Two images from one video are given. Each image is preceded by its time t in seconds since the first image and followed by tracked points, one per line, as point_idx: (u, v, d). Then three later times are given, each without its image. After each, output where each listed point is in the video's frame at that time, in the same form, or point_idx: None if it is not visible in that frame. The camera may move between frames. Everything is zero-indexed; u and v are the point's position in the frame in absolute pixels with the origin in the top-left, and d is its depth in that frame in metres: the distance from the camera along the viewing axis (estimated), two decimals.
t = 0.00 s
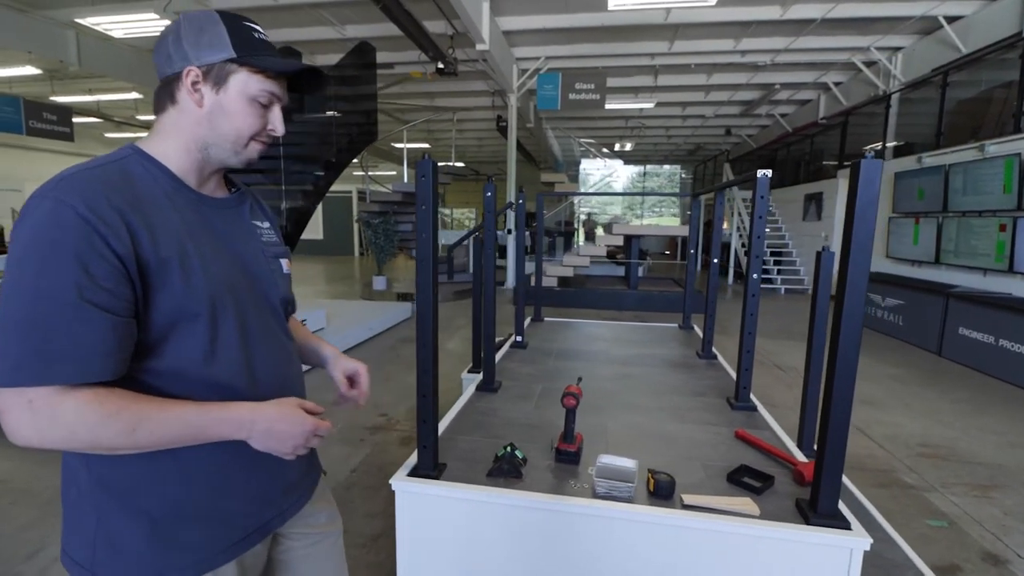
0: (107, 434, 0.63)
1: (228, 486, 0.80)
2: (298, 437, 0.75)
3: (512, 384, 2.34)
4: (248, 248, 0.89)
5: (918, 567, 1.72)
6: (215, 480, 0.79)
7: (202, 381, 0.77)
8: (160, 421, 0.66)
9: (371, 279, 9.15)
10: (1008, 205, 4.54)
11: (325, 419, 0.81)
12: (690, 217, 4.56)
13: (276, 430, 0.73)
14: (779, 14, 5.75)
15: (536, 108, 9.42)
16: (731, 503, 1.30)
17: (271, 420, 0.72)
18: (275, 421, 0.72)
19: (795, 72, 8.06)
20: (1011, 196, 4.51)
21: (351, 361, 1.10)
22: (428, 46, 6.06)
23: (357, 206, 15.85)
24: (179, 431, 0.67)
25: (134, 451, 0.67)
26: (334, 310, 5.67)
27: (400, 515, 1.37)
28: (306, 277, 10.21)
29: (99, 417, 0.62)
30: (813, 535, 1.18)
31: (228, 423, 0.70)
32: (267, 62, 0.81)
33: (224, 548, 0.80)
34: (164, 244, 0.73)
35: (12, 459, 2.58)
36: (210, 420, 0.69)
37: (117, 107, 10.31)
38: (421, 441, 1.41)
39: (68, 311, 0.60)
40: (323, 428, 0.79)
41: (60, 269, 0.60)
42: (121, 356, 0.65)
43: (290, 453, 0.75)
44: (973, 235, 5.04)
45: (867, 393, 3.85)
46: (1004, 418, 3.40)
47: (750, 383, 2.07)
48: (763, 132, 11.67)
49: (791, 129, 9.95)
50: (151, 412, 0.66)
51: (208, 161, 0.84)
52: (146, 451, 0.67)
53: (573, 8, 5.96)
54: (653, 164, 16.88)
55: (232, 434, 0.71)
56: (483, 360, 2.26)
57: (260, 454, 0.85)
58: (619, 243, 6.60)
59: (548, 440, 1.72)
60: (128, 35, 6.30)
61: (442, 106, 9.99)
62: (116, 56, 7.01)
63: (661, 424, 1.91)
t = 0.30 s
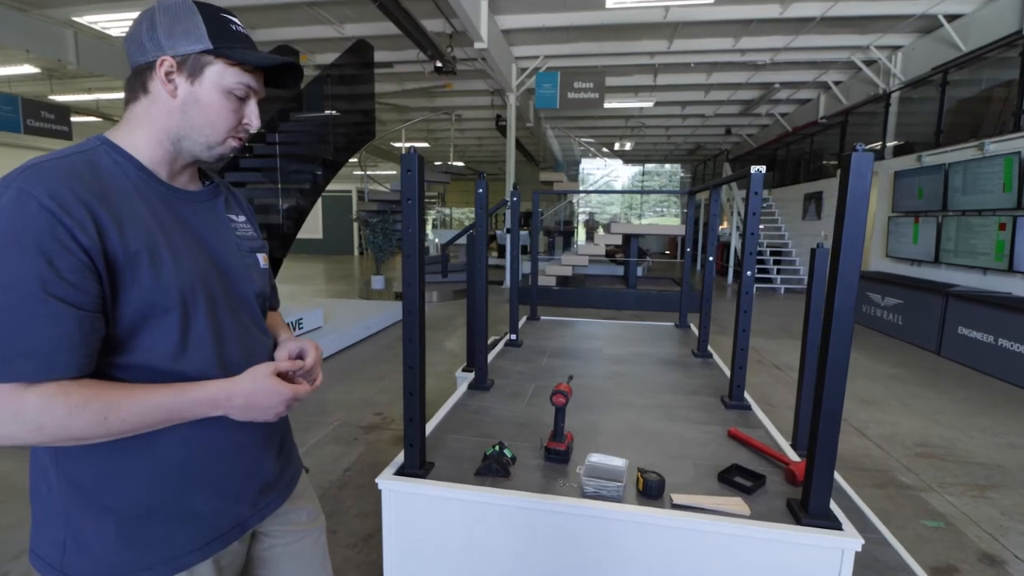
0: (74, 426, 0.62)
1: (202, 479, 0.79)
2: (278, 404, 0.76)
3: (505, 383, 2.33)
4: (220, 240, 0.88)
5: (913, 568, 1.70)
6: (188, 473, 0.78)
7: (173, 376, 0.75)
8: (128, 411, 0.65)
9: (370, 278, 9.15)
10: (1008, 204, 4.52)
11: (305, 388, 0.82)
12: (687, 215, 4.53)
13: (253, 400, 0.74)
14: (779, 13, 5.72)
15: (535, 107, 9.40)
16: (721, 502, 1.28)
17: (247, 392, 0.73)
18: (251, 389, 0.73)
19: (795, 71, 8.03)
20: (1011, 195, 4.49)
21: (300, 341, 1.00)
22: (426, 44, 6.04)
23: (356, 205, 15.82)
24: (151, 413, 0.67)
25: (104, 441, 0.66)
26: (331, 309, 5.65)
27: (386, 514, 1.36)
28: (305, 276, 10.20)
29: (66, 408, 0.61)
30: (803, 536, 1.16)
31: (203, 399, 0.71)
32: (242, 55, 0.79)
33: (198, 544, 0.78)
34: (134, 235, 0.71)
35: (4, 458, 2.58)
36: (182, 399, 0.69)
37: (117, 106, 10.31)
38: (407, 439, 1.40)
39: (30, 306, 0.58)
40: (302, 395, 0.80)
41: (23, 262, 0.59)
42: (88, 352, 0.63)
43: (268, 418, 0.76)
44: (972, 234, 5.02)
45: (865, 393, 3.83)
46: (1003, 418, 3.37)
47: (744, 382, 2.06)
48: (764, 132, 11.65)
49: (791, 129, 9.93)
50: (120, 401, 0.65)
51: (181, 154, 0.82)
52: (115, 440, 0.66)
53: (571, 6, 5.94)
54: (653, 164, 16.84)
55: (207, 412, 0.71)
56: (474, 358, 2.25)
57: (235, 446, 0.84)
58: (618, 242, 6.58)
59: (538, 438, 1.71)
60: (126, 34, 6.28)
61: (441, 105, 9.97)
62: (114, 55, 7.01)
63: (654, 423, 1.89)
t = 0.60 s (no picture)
0: (64, 424, 0.62)
1: (196, 476, 0.79)
2: (270, 399, 0.76)
3: (507, 383, 2.32)
4: (214, 238, 0.88)
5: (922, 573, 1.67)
6: (182, 470, 0.78)
7: (166, 375, 0.76)
8: (116, 408, 0.65)
9: (376, 278, 9.19)
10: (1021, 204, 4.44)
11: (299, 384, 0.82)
12: (693, 215, 4.50)
13: (244, 395, 0.74)
14: (787, 11, 5.68)
15: (541, 107, 9.38)
16: (722, 506, 1.26)
17: (238, 388, 0.73)
18: (242, 384, 0.74)
19: (805, 70, 7.95)
20: None
21: (294, 335, 1.00)
22: (433, 45, 6.05)
23: (364, 206, 15.89)
24: (141, 409, 0.67)
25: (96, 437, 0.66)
26: (337, 309, 5.67)
27: (385, 514, 1.36)
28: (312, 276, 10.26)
29: (56, 405, 0.61)
30: (807, 540, 1.14)
31: (193, 395, 0.71)
32: (235, 55, 0.80)
33: (192, 542, 0.78)
34: (126, 234, 0.72)
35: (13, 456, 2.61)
36: (172, 395, 0.69)
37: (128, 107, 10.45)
38: (407, 439, 1.39)
39: (19, 305, 0.59)
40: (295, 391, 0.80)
41: (12, 262, 0.59)
42: (79, 351, 0.64)
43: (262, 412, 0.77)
44: (984, 234, 4.94)
45: (874, 395, 3.78)
46: (1016, 421, 3.32)
47: (748, 383, 2.04)
48: (772, 131, 11.55)
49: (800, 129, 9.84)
50: (111, 398, 0.65)
51: (174, 154, 0.83)
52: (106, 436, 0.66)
53: (577, 6, 5.92)
54: (661, 164, 16.77)
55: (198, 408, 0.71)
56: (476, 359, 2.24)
57: (230, 444, 0.83)
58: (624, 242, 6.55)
59: (539, 439, 1.70)
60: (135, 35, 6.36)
61: (448, 105, 9.98)
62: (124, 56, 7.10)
63: (657, 424, 1.88)
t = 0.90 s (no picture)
0: (84, 420, 0.64)
1: (209, 470, 0.81)
2: (279, 405, 0.78)
3: (520, 384, 2.32)
4: (228, 239, 0.90)
5: None
6: (194, 464, 0.79)
7: (181, 373, 0.77)
8: (133, 406, 0.67)
9: (394, 277, 9.29)
10: None
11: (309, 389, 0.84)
12: (711, 215, 4.43)
13: (254, 401, 0.76)
14: (809, 8, 5.57)
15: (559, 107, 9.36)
16: (736, 511, 1.24)
17: (248, 391, 0.75)
18: (253, 390, 0.75)
19: (828, 67, 7.77)
20: None
21: (304, 341, 1.02)
22: (450, 46, 6.08)
23: (382, 206, 16.07)
24: (158, 407, 0.70)
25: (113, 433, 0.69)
26: (355, 308, 5.74)
27: (398, 512, 1.37)
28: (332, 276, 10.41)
29: (75, 403, 0.63)
30: (822, 547, 1.12)
31: (206, 398, 0.73)
32: (268, 72, 0.83)
33: (203, 534, 0.80)
34: (144, 237, 0.73)
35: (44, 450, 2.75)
36: (187, 397, 0.71)
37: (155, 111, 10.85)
38: (419, 439, 1.40)
39: (44, 306, 0.61)
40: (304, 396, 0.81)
41: (37, 263, 0.61)
42: (99, 351, 0.66)
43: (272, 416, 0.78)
44: (1017, 236, 4.77)
45: (898, 400, 3.68)
46: None
47: (766, 387, 2.00)
48: (795, 130, 11.32)
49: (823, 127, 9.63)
50: (128, 396, 0.67)
51: (196, 159, 0.85)
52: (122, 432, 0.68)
53: (594, 5, 5.89)
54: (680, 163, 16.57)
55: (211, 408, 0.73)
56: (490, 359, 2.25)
57: (241, 438, 0.86)
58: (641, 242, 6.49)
59: (552, 440, 1.69)
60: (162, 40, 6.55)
61: (465, 107, 10.04)
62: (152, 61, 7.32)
63: (671, 427, 1.86)
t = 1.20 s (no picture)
0: (134, 408, 0.68)
1: (237, 453, 0.85)
2: (308, 388, 0.82)
3: (531, 384, 2.32)
4: (251, 234, 0.94)
5: None
6: (223, 448, 0.83)
7: (214, 361, 0.81)
8: (177, 394, 0.71)
9: (407, 277, 9.35)
10: None
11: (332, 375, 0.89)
12: (724, 217, 4.38)
13: (287, 385, 0.80)
14: (825, 7, 5.49)
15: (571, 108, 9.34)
16: (749, 514, 1.23)
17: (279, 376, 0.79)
18: (288, 374, 0.80)
19: (846, 66, 7.65)
20: None
21: (321, 334, 1.04)
22: (463, 47, 6.10)
23: (395, 207, 16.19)
24: (199, 394, 0.73)
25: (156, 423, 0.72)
26: (367, 309, 5.78)
27: (409, 510, 1.38)
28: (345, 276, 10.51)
29: (129, 390, 0.67)
30: (836, 552, 1.10)
31: (243, 382, 0.76)
32: (285, 81, 0.83)
33: (230, 513, 0.84)
34: (184, 232, 0.77)
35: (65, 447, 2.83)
36: (228, 382, 0.75)
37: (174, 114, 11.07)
38: (430, 438, 1.41)
39: (100, 299, 0.65)
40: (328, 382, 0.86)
41: (94, 260, 0.65)
42: (146, 340, 0.70)
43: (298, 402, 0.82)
44: None
45: (916, 404, 3.61)
46: None
47: (780, 390, 1.98)
48: (811, 130, 11.17)
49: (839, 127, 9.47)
50: (172, 384, 0.70)
51: (217, 161, 0.87)
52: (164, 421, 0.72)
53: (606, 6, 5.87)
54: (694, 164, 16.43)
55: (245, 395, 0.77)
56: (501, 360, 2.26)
57: (263, 421, 0.89)
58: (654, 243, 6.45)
59: (562, 441, 1.69)
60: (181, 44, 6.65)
61: (477, 108, 10.08)
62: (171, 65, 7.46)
63: (682, 429, 1.84)
